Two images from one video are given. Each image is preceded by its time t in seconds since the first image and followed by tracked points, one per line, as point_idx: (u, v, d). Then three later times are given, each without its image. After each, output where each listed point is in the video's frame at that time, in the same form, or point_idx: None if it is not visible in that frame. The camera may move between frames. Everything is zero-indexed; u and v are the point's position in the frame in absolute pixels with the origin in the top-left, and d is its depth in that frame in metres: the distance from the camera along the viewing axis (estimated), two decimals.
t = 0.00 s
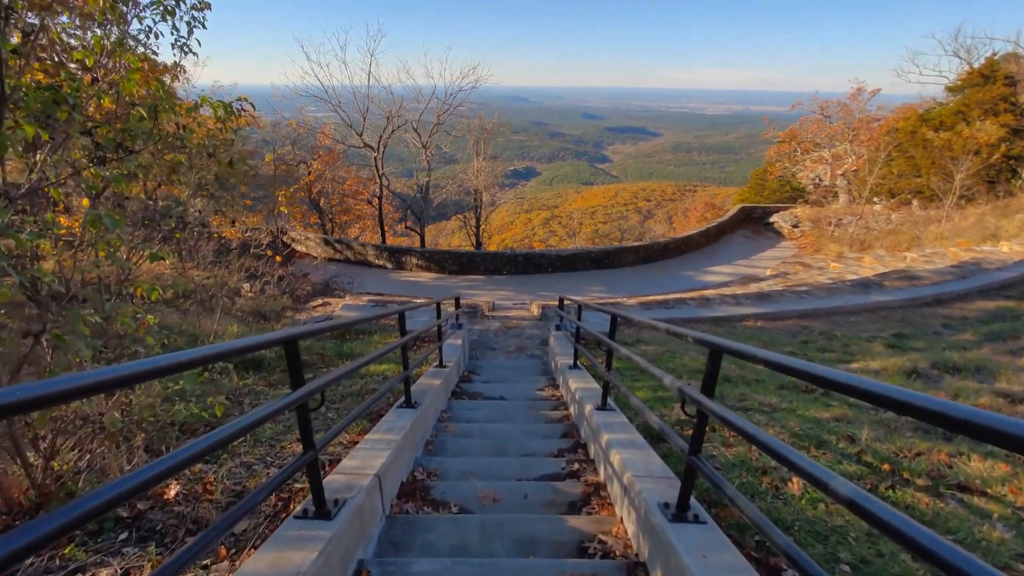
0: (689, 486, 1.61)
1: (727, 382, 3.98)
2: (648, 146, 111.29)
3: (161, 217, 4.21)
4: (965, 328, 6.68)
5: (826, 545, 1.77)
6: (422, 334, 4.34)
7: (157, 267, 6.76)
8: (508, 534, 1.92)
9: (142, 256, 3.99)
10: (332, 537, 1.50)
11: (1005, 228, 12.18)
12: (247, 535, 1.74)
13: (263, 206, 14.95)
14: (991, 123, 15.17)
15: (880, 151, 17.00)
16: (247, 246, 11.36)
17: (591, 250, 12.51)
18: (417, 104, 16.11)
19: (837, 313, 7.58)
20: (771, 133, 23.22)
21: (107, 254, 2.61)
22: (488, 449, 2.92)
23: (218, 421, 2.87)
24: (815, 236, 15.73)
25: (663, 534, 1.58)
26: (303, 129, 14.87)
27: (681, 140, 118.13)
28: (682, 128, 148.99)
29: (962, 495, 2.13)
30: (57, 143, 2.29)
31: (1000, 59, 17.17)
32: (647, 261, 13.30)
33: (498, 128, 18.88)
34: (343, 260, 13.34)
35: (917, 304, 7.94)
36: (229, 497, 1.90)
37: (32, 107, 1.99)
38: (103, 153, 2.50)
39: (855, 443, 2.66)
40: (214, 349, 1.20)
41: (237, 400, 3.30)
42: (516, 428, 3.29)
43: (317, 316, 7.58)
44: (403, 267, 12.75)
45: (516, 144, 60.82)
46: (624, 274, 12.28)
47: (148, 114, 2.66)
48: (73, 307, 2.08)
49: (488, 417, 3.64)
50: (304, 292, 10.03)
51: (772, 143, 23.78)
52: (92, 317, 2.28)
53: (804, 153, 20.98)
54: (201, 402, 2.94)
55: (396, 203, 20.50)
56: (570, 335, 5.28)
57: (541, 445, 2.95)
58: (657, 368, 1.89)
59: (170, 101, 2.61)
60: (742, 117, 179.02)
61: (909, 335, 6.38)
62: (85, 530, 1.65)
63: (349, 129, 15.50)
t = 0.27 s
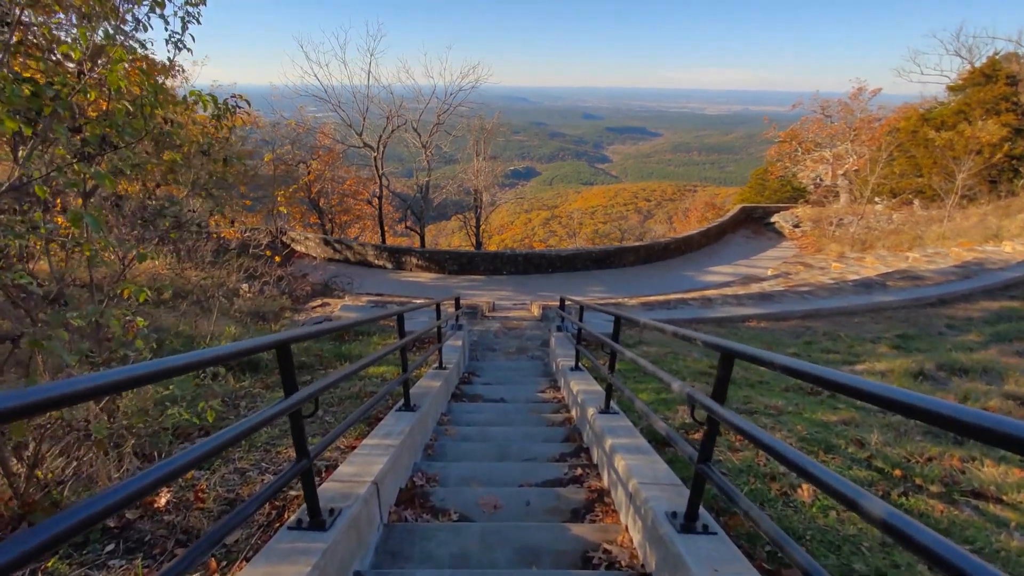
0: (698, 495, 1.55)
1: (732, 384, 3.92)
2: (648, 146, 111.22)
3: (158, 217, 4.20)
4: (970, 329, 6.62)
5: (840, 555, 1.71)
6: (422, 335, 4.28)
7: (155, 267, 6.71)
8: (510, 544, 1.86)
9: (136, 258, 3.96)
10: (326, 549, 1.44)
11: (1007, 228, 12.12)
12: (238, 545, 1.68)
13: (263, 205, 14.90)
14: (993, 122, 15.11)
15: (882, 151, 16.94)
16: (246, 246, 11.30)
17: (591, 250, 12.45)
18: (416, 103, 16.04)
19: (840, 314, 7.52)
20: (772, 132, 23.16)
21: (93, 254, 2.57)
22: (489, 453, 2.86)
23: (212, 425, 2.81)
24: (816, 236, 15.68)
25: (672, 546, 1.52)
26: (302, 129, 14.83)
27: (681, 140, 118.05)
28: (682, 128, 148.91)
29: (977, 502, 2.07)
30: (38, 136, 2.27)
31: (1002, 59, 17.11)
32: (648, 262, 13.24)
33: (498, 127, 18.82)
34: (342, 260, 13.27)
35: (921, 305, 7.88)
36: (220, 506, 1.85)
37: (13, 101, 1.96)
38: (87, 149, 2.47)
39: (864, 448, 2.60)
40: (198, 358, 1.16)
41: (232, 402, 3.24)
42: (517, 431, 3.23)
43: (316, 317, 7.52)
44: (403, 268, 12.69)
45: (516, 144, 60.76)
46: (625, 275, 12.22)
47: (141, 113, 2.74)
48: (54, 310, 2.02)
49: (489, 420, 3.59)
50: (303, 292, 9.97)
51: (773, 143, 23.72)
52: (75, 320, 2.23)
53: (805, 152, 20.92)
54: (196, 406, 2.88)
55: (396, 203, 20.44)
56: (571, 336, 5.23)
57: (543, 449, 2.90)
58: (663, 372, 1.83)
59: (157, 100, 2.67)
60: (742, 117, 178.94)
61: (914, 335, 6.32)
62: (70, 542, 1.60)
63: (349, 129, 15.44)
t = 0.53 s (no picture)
0: (705, 503, 1.51)
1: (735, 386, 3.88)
2: (648, 146, 111.18)
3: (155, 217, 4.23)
4: (973, 329, 6.57)
5: (850, 565, 1.66)
6: (422, 336, 4.24)
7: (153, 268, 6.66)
8: (511, 551, 1.81)
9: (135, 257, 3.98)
10: (322, 559, 1.40)
11: (1009, 228, 12.08)
12: (231, 555, 1.64)
13: (262, 205, 14.86)
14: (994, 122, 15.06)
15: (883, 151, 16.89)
16: (245, 246, 11.26)
17: (592, 251, 12.40)
18: (416, 103, 15.99)
19: (842, 314, 7.47)
20: (772, 132, 23.11)
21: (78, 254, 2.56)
22: (489, 456, 2.82)
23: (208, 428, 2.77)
24: (817, 236, 15.63)
25: (679, 555, 1.48)
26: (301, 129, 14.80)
27: (681, 140, 118.03)
28: (682, 128, 148.84)
29: (989, 508, 2.03)
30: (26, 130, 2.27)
31: (1003, 58, 17.06)
32: (648, 262, 13.20)
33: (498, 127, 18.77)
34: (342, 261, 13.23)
35: (923, 305, 7.83)
36: (214, 513, 1.80)
37: None
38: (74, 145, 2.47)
39: (872, 452, 2.55)
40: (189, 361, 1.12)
41: (228, 404, 3.19)
42: (518, 434, 3.18)
43: (315, 317, 7.48)
44: (403, 268, 12.64)
45: (517, 144, 60.73)
46: (625, 275, 12.18)
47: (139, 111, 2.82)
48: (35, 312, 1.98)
49: (489, 422, 3.54)
50: (303, 293, 9.93)
51: (773, 143, 23.67)
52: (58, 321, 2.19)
53: (805, 152, 20.87)
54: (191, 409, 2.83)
55: (396, 203, 20.40)
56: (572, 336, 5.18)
57: (545, 452, 2.85)
58: (668, 375, 1.78)
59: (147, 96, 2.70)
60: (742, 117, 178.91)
61: (917, 336, 6.27)
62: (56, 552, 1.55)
63: (349, 129, 15.39)
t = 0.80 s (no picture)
0: (713, 512, 1.45)
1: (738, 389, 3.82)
2: (648, 147, 111.16)
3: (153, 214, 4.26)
4: (977, 330, 6.51)
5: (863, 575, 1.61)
6: (421, 337, 4.18)
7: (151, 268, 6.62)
8: (511, 560, 1.76)
9: (134, 255, 3.98)
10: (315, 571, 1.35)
11: (1012, 228, 12.03)
12: (222, 565, 1.59)
13: (260, 205, 14.82)
14: (997, 122, 15.01)
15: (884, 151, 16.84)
16: (244, 246, 11.20)
17: (592, 251, 12.34)
18: (417, 103, 15.94)
19: (845, 315, 7.41)
20: (773, 133, 23.06)
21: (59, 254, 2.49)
22: (489, 460, 2.76)
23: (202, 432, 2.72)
24: (818, 236, 15.57)
25: (686, 567, 1.43)
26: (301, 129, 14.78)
27: (681, 140, 118.00)
28: (683, 129, 148.79)
29: (1003, 516, 1.98)
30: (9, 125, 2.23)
31: (1005, 58, 17.00)
32: (649, 262, 13.15)
33: (498, 127, 18.72)
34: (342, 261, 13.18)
35: (927, 306, 7.77)
36: (205, 521, 1.76)
37: None
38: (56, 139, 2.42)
39: (880, 457, 2.50)
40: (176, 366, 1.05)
41: (224, 407, 3.14)
42: (518, 437, 3.13)
43: (313, 318, 7.42)
44: (403, 268, 12.59)
45: (517, 144, 60.66)
46: (626, 275, 12.12)
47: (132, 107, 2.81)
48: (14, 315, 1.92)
49: (489, 425, 3.49)
50: (303, 293, 9.88)
51: (774, 143, 23.63)
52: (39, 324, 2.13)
53: (806, 152, 20.81)
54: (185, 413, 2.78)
55: (396, 203, 20.34)
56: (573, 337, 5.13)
57: (546, 456, 2.80)
58: (673, 379, 1.72)
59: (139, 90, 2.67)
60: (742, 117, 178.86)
61: (921, 337, 6.22)
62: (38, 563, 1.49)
63: (349, 129, 15.30)
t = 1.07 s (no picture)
0: (722, 522, 1.40)
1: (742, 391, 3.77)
2: (648, 147, 111.07)
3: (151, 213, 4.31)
4: (982, 331, 6.46)
5: None
6: (420, 338, 4.13)
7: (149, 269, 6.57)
8: (512, 569, 1.70)
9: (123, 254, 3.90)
10: None
11: (1014, 228, 11.97)
12: None
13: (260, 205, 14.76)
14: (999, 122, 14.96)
15: (886, 151, 16.79)
16: (243, 246, 11.15)
17: (593, 251, 12.28)
18: (417, 103, 15.89)
19: (848, 316, 7.36)
20: (774, 133, 23.01)
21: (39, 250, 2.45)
22: (489, 464, 2.71)
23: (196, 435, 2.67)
24: (819, 236, 15.52)
25: None
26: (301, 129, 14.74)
27: (681, 141, 117.97)
28: (683, 129, 148.74)
29: (1018, 522, 1.92)
30: None
31: (1006, 58, 16.96)
32: (650, 263, 13.09)
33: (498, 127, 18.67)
34: (342, 261, 13.12)
35: (930, 306, 7.71)
36: (195, 529, 1.71)
37: None
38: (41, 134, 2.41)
39: (889, 461, 2.44)
40: (163, 370, 1.00)
41: (220, 409, 3.09)
42: (518, 440, 3.07)
43: (312, 319, 7.37)
44: (403, 268, 12.53)
45: (517, 145, 60.59)
46: (626, 275, 12.06)
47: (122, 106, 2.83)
48: None
49: (489, 428, 3.43)
50: (302, 293, 9.83)
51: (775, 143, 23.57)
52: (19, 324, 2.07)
53: (807, 152, 20.77)
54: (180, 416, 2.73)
55: (396, 204, 20.29)
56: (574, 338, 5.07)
57: (547, 459, 2.74)
58: (679, 382, 1.67)
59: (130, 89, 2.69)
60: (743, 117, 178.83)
61: (925, 338, 6.16)
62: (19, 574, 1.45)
63: (349, 129, 15.22)
